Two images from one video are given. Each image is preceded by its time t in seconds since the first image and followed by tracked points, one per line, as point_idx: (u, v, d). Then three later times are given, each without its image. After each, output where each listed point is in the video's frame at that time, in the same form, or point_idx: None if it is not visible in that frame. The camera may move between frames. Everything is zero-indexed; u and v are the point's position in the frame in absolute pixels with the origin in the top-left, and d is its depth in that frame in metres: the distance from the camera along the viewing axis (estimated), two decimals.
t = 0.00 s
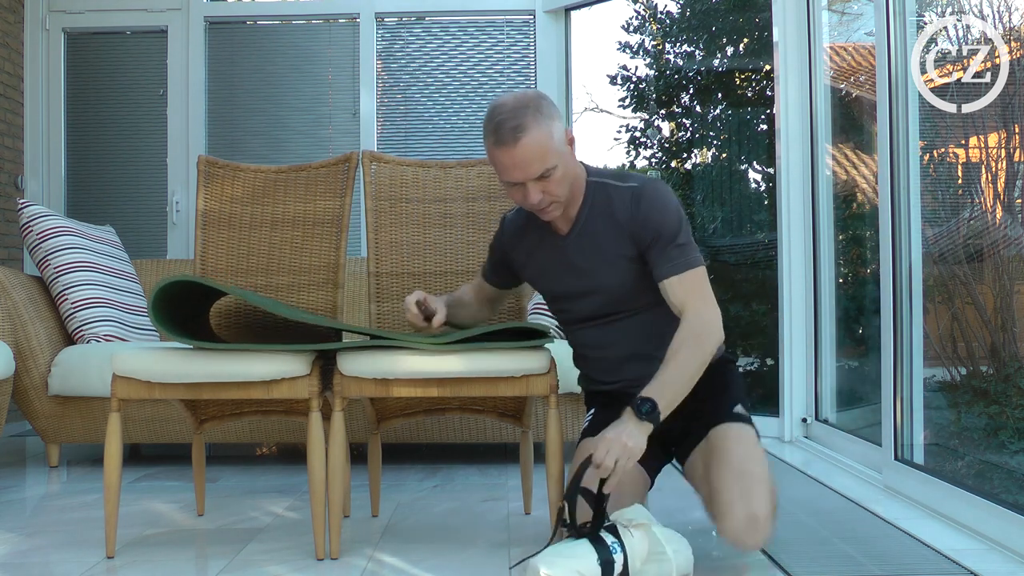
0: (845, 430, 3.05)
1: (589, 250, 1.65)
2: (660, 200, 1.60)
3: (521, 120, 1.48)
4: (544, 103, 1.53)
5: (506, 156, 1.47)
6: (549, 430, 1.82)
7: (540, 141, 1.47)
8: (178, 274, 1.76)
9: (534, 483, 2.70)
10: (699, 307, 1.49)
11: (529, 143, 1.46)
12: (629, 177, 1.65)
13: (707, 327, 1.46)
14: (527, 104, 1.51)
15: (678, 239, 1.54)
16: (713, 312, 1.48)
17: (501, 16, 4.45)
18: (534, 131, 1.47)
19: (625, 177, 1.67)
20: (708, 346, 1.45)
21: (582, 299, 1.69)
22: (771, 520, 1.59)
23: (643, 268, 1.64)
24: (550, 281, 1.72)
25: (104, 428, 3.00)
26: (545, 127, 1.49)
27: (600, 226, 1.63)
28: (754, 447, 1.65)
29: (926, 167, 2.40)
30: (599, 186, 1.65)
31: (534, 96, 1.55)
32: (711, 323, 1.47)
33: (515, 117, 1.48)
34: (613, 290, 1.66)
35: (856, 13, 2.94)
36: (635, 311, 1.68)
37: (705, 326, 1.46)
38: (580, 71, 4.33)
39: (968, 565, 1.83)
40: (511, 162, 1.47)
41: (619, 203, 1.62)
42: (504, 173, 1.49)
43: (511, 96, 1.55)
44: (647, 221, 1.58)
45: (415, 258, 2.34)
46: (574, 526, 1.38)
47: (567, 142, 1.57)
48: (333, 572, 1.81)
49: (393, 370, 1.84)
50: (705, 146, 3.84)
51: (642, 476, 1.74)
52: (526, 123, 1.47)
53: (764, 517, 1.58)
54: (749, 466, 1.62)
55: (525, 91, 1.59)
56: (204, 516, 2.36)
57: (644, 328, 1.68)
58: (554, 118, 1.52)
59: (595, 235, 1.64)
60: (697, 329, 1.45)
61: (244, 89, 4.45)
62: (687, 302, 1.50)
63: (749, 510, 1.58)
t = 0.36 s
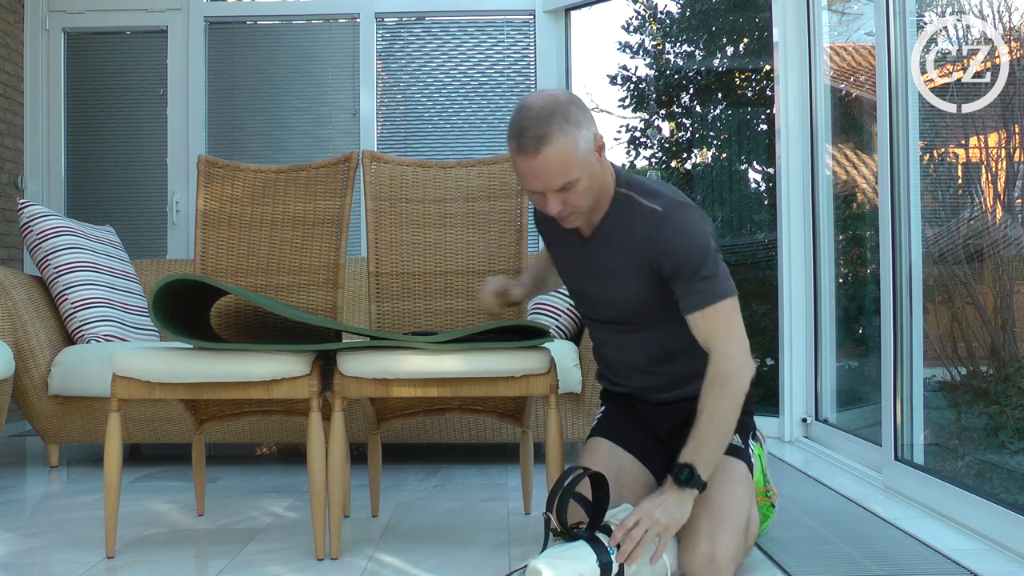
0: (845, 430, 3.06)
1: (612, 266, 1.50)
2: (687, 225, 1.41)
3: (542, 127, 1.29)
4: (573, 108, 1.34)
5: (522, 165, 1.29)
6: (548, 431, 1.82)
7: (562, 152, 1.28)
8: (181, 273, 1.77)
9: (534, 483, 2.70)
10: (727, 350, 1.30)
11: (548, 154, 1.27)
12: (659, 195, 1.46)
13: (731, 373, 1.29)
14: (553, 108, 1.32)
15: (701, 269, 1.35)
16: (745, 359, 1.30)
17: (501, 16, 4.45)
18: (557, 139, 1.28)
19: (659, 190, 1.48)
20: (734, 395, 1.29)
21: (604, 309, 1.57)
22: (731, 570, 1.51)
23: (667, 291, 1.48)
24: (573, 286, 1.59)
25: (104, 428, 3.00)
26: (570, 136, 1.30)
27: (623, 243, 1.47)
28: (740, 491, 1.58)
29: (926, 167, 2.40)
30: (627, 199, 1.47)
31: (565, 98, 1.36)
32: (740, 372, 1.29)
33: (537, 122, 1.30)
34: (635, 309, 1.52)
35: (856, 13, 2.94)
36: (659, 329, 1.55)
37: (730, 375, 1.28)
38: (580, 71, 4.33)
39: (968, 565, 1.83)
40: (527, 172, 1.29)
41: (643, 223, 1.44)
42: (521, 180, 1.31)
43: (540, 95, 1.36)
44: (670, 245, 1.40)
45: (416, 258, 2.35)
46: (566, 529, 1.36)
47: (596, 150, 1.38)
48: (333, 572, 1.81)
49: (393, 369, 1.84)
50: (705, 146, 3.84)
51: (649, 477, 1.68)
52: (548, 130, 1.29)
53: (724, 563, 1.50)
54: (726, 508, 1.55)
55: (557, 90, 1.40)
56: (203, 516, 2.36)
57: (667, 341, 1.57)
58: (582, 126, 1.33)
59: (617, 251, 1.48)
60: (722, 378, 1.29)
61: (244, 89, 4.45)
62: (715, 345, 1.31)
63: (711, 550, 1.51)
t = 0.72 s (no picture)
0: (844, 429, 3.05)
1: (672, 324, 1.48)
2: (756, 291, 1.38)
3: (607, 213, 1.25)
4: (639, 188, 1.29)
5: (584, 250, 1.27)
6: (548, 432, 1.83)
7: (624, 238, 1.25)
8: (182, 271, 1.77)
9: (535, 483, 2.70)
10: (787, 415, 1.34)
11: (611, 240, 1.25)
12: (724, 255, 1.42)
13: (789, 439, 1.33)
14: (618, 190, 1.27)
15: (768, 334, 1.35)
16: (804, 423, 1.33)
17: (501, 16, 4.45)
18: (620, 226, 1.25)
19: (723, 249, 1.44)
20: (786, 458, 1.34)
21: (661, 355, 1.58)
22: None
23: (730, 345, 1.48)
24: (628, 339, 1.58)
25: (104, 428, 2.99)
26: (635, 219, 1.26)
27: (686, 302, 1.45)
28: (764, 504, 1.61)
29: (926, 167, 2.40)
30: (690, 259, 1.44)
31: (630, 173, 1.30)
32: (797, 434, 1.33)
33: (601, 207, 1.25)
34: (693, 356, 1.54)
35: (856, 13, 2.94)
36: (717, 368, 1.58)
37: (786, 439, 1.33)
38: (580, 71, 4.34)
39: (968, 565, 1.83)
40: (588, 254, 1.27)
41: (708, 287, 1.42)
42: (581, 260, 1.30)
43: (603, 170, 1.30)
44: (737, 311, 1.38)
45: (415, 258, 2.35)
46: (569, 531, 1.33)
47: (660, 226, 1.34)
48: (333, 573, 1.81)
49: (394, 370, 1.84)
50: (705, 146, 3.88)
51: (677, 484, 1.74)
52: (613, 217, 1.25)
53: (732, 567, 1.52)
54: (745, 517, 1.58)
55: (621, 159, 1.34)
56: (204, 516, 2.36)
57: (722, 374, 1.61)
58: (646, 207, 1.28)
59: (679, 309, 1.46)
60: (777, 440, 1.33)
61: (244, 89, 4.45)
62: (773, 409, 1.35)
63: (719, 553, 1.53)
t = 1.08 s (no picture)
0: (844, 430, 3.05)
1: (680, 334, 1.51)
2: (767, 301, 1.42)
3: (622, 228, 1.26)
4: (653, 202, 1.31)
5: (597, 265, 1.27)
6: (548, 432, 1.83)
7: (636, 253, 1.27)
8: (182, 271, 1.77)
9: (535, 483, 2.70)
10: (798, 421, 1.39)
11: (623, 255, 1.26)
12: (735, 266, 1.46)
13: (799, 443, 1.37)
14: (633, 205, 1.29)
15: (781, 343, 1.40)
16: (812, 429, 1.38)
17: (501, 16, 4.45)
18: (634, 241, 1.27)
19: (731, 259, 1.48)
20: (794, 461, 1.38)
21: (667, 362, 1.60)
22: None
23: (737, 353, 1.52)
24: (636, 346, 1.60)
25: (105, 428, 2.99)
26: (648, 234, 1.28)
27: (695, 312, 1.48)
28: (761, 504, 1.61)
29: (926, 167, 2.40)
30: (699, 269, 1.47)
31: (644, 187, 1.32)
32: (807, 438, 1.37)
33: (616, 222, 1.27)
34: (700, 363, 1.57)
35: (855, 13, 2.94)
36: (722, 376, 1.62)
37: (798, 443, 1.37)
38: (580, 71, 4.34)
39: (968, 565, 1.83)
40: (600, 269, 1.28)
41: (719, 296, 1.45)
42: (592, 275, 1.30)
43: (617, 183, 1.32)
44: (749, 320, 1.42)
45: (415, 258, 2.35)
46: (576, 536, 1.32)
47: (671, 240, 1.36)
48: (333, 573, 1.81)
49: (394, 370, 1.84)
50: (705, 146, 3.88)
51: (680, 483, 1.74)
52: (628, 232, 1.26)
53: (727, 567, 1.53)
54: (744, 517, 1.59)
55: (633, 172, 1.35)
56: (204, 516, 2.36)
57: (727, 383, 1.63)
58: (659, 222, 1.31)
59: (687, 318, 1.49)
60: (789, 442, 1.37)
61: (244, 88, 4.45)
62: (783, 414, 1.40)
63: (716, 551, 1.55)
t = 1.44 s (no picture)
0: (844, 429, 3.05)
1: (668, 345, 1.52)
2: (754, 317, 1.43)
3: (609, 240, 1.26)
4: (640, 214, 1.32)
5: (586, 277, 1.27)
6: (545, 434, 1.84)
7: (624, 266, 1.26)
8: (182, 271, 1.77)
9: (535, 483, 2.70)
10: (768, 446, 1.37)
11: (611, 268, 1.26)
12: (723, 281, 1.46)
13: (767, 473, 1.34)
14: (620, 216, 1.29)
15: (760, 361, 1.40)
16: (783, 452, 1.36)
17: (501, 16, 4.44)
18: (622, 252, 1.27)
19: (720, 273, 1.48)
20: (764, 493, 1.35)
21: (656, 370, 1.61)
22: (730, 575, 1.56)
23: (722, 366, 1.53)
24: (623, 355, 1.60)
25: (105, 428, 2.99)
26: (636, 246, 1.28)
27: (682, 325, 1.49)
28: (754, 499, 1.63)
29: (926, 167, 2.40)
30: (688, 284, 1.47)
31: (629, 199, 1.33)
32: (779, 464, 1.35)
33: (603, 233, 1.27)
34: (688, 373, 1.58)
35: (855, 13, 2.94)
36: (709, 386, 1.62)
37: (771, 466, 1.34)
38: (580, 71, 4.35)
39: (967, 565, 1.83)
40: (589, 282, 1.28)
41: (707, 311, 1.46)
42: (582, 288, 1.30)
43: (603, 196, 1.33)
44: (733, 336, 1.43)
45: (415, 258, 2.35)
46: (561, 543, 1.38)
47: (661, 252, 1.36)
48: (333, 573, 1.81)
49: (394, 370, 1.84)
50: (705, 146, 3.89)
51: (674, 483, 1.75)
52: (614, 243, 1.26)
53: (724, 566, 1.55)
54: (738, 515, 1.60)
55: (619, 184, 1.36)
56: (204, 516, 2.36)
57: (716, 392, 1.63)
58: (646, 233, 1.31)
59: (675, 330, 1.50)
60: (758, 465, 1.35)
61: (244, 88, 4.45)
62: (756, 439, 1.39)
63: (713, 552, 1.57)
